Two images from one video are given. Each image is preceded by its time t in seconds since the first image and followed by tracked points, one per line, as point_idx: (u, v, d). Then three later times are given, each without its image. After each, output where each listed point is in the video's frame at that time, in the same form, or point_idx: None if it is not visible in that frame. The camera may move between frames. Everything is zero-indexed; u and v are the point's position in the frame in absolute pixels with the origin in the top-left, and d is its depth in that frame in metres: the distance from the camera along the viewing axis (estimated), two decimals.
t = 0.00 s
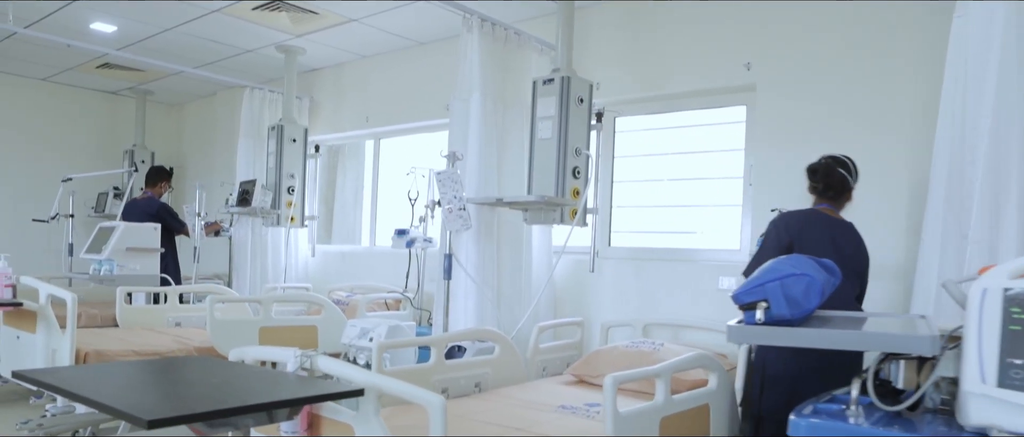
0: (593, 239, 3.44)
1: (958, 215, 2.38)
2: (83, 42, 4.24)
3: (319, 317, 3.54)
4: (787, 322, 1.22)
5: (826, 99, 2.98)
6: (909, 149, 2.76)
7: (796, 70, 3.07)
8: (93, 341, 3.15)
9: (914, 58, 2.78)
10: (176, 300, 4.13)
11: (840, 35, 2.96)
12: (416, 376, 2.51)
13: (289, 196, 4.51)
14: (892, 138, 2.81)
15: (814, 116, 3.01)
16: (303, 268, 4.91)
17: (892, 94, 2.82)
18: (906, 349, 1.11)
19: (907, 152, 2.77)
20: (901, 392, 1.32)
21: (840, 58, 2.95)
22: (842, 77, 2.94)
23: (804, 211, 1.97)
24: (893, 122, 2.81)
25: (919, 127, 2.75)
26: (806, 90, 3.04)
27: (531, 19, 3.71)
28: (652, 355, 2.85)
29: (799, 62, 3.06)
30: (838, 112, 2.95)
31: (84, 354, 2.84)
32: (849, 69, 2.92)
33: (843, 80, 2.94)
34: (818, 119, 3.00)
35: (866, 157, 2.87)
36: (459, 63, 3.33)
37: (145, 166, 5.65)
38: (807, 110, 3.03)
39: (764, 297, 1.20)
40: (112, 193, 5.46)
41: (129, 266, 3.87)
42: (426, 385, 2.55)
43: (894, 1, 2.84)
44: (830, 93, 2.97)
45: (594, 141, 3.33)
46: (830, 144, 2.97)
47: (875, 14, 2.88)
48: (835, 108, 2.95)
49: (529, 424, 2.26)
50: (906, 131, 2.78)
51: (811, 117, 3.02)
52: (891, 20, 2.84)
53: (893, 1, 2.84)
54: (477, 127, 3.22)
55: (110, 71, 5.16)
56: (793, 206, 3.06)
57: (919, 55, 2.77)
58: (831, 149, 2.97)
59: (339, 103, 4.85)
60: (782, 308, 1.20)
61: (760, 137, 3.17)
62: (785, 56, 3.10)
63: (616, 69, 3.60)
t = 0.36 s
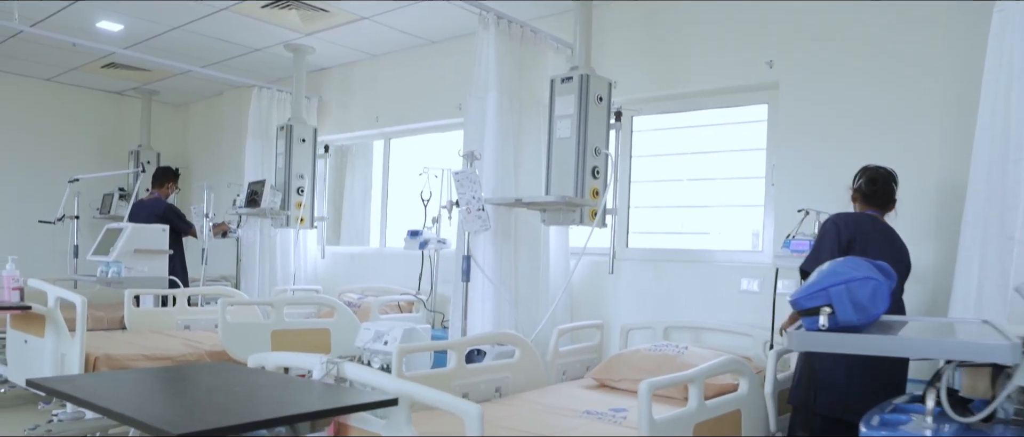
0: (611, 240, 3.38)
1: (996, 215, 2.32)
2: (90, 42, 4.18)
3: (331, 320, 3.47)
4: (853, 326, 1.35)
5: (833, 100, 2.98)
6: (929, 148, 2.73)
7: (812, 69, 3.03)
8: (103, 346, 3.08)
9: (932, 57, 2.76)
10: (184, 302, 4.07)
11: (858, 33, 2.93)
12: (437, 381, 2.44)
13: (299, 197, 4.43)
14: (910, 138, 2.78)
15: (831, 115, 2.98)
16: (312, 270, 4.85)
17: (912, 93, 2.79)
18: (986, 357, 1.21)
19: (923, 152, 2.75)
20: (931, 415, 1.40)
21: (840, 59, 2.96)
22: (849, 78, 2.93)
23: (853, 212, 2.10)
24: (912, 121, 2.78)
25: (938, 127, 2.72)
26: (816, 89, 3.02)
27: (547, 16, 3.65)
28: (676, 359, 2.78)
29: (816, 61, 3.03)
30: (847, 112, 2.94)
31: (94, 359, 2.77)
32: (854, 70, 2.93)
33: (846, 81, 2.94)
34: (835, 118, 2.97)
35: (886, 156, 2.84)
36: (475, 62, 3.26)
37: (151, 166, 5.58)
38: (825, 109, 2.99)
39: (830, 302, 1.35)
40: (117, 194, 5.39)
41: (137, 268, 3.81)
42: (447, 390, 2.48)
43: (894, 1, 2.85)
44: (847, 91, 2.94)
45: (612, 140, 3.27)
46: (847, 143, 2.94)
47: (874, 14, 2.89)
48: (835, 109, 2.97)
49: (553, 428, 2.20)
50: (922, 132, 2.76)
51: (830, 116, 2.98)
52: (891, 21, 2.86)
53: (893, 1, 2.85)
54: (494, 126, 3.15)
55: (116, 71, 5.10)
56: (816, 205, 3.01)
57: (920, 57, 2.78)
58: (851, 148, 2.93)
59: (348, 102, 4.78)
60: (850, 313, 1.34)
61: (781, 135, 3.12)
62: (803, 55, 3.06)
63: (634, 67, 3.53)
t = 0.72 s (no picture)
0: (629, 240, 3.31)
1: None
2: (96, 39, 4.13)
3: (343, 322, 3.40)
4: (928, 332, 1.35)
5: (852, 99, 2.93)
6: (958, 146, 2.68)
7: (835, 66, 2.97)
8: (113, 348, 3.01)
9: (957, 54, 2.70)
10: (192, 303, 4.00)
11: (882, 30, 2.87)
12: (458, 385, 2.37)
13: (308, 196, 4.36)
14: (940, 135, 2.73)
15: (854, 114, 2.92)
16: (320, 270, 4.78)
17: (942, 89, 2.73)
18: None
19: (951, 151, 2.70)
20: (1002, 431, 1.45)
21: (858, 57, 2.92)
22: (858, 78, 2.91)
23: (888, 214, 2.22)
24: (938, 119, 2.73)
25: (969, 124, 2.67)
26: (837, 87, 2.97)
27: (561, 12, 3.58)
28: (700, 362, 2.72)
29: (839, 58, 2.97)
30: (866, 111, 2.90)
31: (104, 362, 2.70)
32: (861, 71, 2.91)
33: (854, 84, 2.92)
34: (857, 116, 2.92)
35: (911, 155, 2.78)
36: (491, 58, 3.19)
37: (156, 166, 5.53)
38: (848, 107, 2.94)
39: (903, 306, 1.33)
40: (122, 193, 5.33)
41: (146, 269, 3.74)
42: (468, 394, 2.42)
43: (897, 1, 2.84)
44: (870, 88, 2.89)
45: (631, 138, 3.21)
46: (870, 141, 2.88)
47: (874, 14, 2.89)
48: (855, 108, 2.92)
49: (580, 433, 2.14)
50: (947, 130, 2.71)
51: (852, 114, 2.93)
52: (920, 15, 2.79)
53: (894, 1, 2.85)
54: (510, 124, 3.08)
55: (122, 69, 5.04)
56: (839, 205, 2.95)
57: (930, 55, 2.76)
58: (877, 147, 2.87)
59: (357, 100, 4.71)
60: (926, 319, 1.32)
61: (804, 133, 3.06)
62: (826, 52, 3.00)
63: (652, 64, 3.46)
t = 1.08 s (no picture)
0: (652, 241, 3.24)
1: None
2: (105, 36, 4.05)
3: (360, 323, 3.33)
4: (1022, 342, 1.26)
5: (883, 95, 2.86)
6: (996, 144, 2.61)
7: (864, 62, 2.90)
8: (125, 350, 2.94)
9: (993, 49, 2.63)
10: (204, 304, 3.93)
11: (914, 24, 2.80)
12: (485, 389, 2.30)
13: (321, 195, 4.29)
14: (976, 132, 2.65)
15: (885, 110, 2.85)
16: (331, 270, 4.71)
17: (978, 85, 2.66)
18: None
19: (988, 149, 2.63)
20: None
21: (889, 52, 2.85)
22: (884, 76, 2.85)
23: (929, 213, 2.15)
24: (974, 116, 2.66)
25: (1006, 121, 2.59)
26: (867, 84, 2.89)
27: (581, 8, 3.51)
28: (730, 365, 2.64)
29: (868, 54, 2.90)
30: (896, 108, 2.83)
31: (117, 364, 2.63)
32: (881, 69, 2.86)
33: (885, 81, 2.85)
34: (888, 113, 2.85)
35: (945, 152, 2.71)
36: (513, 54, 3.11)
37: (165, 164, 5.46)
38: (878, 103, 2.87)
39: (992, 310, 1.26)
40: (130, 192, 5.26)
41: (157, 269, 3.67)
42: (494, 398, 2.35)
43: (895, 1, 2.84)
44: (902, 85, 2.81)
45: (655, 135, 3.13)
46: (902, 139, 2.81)
47: (906, 9, 2.82)
48: (885, 105, 2.85)
49: None
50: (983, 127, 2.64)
51: (882, 111, 2.86)
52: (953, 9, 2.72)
53: (893, 1, 2.84)
54: (532, 121, 3.01)
55: (130, 66, 4.97)
56: (869, 204, 2.88)
57: (965, 51, 2.69)
58: (910, 145, 2.79)
59: (369, 97, 4.64)
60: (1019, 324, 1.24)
61: (833, 131, 2.98)
62: (856, 46, 2.92)
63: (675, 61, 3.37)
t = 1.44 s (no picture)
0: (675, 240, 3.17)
1: None
2: (114, 32, 3.98)
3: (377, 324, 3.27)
4: None
5: (914, 92, 2.78)
6: None
7: (894, 57, 2.83)
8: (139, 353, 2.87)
9: None
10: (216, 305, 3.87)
11: (948, 18, 2.72)
12: (515, 394, 2.24)
13: (333, 194, 4.22)
14: (1014, 130, 2.58)
15: (917, 107, 2.78)
16: (343, 270, 4.64)
17: (1015, 81, 2.58)
18: None
19: None
20: None
21: (920, 47, 2.77)
22: (916, 71, 2.78)
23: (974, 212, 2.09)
24: (1011, 113, 2.59)
25: None
26: (898, 80, 2.82)
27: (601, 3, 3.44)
28: (762, 369, 2.58)
29: (898, 49, 2.82)
30: (928, 104, 2.75)
31: (133, 368, 2.56)
32: (913, 65, 2.78)
33: (917, 77, 2.77)
34: (921, 110, 2.77)
35: (980, 150, 2.64)
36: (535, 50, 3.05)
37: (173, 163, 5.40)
38: (910, 100, 2.79)
39: None
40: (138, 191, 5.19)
41: (168, 270, 3.60)
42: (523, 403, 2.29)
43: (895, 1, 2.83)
44: (934, 81, 2.74)
45: (680, 133, 3.06)
46: (936, 137, 2.73)
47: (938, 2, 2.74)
48: (917, 102, 2.77)
49: None
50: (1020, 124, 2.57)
51: (914, 108, 2.78)
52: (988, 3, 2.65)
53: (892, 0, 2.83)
54: (555, 118, 2.95)
55: (138, 64, 4.91)
56: (900, 203, 2.81)
57: (1000, 45, 2.62)
58: (943, 142, 2.71)
59: (381, 95, 4.57)
60: None
61: (862, 129, 2.91)
62: (887, 42, 2.84)
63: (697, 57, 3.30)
